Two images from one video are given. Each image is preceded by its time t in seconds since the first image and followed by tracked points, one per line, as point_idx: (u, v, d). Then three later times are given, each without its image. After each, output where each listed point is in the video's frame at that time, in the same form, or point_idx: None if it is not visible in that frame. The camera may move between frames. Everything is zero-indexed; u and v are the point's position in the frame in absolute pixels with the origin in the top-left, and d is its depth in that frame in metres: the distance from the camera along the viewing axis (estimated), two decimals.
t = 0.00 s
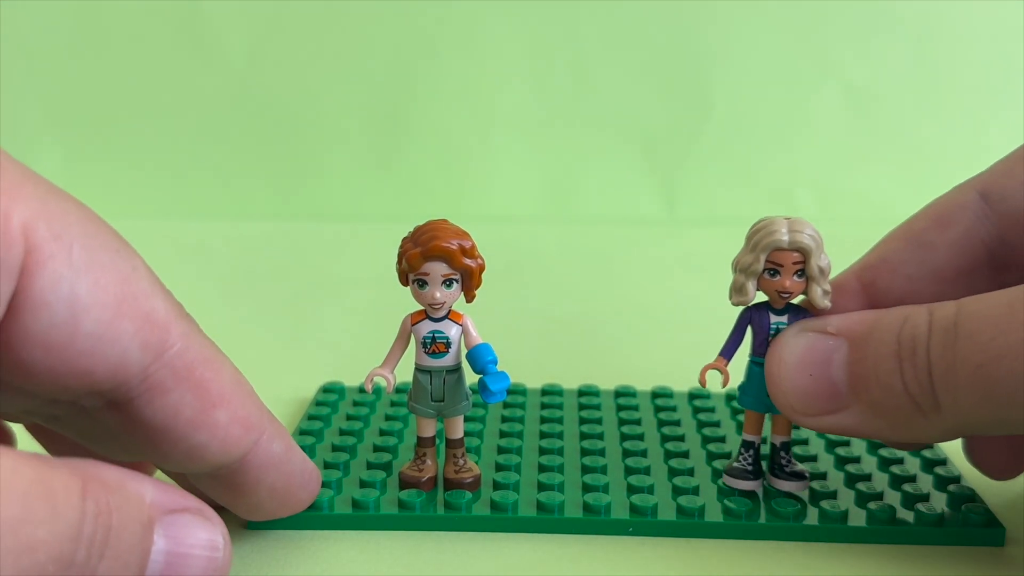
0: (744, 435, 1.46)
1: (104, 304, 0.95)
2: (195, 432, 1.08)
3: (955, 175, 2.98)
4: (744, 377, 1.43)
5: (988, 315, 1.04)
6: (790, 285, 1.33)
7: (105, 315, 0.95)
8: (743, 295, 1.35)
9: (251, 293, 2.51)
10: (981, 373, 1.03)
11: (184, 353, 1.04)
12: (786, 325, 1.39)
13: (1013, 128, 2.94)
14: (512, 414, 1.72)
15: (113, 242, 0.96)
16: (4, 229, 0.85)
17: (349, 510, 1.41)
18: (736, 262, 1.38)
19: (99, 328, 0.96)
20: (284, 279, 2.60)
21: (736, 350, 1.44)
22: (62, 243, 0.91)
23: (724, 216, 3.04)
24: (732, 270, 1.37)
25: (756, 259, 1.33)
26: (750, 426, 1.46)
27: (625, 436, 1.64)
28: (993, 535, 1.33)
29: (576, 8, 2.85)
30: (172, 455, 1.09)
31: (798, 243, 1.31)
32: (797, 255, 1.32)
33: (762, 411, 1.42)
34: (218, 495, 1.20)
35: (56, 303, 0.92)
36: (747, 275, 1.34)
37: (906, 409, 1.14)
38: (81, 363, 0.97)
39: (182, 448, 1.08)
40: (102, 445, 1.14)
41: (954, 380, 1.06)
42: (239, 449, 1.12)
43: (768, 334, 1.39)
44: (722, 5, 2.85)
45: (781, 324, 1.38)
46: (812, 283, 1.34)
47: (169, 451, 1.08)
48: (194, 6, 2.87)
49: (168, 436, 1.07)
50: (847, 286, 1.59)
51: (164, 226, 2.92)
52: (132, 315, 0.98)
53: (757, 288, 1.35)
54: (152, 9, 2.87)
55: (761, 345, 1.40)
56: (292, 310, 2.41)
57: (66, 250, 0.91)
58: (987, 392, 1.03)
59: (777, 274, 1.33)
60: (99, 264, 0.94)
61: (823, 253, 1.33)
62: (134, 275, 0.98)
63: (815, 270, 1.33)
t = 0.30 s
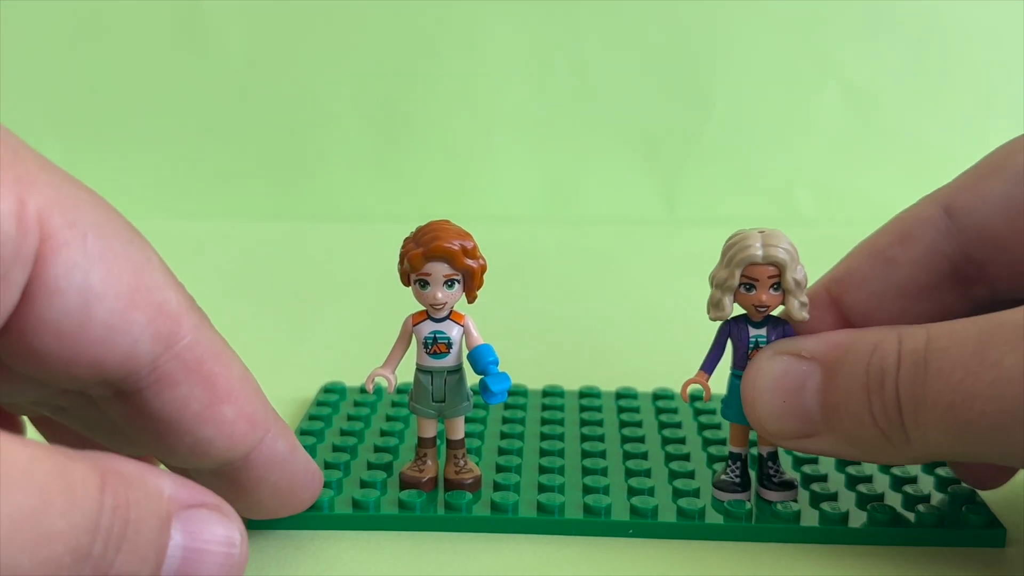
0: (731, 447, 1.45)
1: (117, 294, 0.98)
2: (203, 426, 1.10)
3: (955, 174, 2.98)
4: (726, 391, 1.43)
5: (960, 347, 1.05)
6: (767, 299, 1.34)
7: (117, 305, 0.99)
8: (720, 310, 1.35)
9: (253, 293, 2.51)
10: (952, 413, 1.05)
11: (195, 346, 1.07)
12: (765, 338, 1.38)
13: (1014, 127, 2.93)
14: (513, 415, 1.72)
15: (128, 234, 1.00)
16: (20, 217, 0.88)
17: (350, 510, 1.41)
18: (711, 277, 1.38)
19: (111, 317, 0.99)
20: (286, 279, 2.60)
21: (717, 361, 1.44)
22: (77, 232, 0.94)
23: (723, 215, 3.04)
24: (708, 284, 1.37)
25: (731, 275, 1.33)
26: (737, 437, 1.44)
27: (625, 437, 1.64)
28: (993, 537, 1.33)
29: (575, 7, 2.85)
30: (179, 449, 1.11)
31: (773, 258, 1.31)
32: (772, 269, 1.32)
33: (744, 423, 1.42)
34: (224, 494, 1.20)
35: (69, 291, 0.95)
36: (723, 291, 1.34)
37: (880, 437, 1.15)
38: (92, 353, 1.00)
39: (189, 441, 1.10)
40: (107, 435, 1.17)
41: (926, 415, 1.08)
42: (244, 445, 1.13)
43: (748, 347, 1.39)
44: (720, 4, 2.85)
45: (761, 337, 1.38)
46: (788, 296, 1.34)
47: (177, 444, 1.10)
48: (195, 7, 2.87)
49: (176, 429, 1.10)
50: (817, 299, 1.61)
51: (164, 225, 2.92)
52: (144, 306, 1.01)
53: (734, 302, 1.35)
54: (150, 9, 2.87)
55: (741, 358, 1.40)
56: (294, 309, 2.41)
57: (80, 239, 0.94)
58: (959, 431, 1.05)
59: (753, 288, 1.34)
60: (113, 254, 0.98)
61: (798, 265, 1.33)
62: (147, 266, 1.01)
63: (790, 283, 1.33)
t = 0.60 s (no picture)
0: (732, 449, 1.44)
1: (132, 294, 1.00)
2: (212, 428, 1.11)
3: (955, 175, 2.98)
4: (732, 391, 1.42)
5: (967, 366, 1.05)
6: (781, 303, 1.33)
7: (132, 306, 1.00)
8: (733, 309, 1.36)
9: (254, 293, 2.51)
10: (960, 428, 1.05)
11: (212, 346, 1.08)
12: (775, 341, 1.38)
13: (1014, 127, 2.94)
14: (513, 416, 1.72)
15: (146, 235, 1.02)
16: (41, 213, 0.90)
17: (349, 510, 1.41)
18: (728, 275, 1.38)
19: (126, 318, 1.00)
20: (287, 278, 2.61)
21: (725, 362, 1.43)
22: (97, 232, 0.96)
23: (723, 216, 3.04)
24: (723, 283, 1.37)
25: (748, 275, 1.33)
26: (738, 439, 1.44)
27: (625, 437, 1.64)
28: (993, 537, 1.33)
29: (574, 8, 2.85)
30: (189, 450, 1.12)
31: (790, 262, 1.31)
32: (789, 272, 1.32)
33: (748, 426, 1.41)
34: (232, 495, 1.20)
35: (85, 291, 0.97)
36: (738, 290, 1.34)
37: (888, 451, 1.15)
38: (105, 353, 1.01)
39: (198, 442, 1.11)
40: (118, 435, 1.18)
41: (934, 430, 1.08)
42: (252, 449, 1.13)
43: (757, 350, 1.38)
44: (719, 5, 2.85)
45: (771, 340, 1.38)
46: (803, 301, 1.34)
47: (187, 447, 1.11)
48: (195, 8, 2.88)
49: (186, 430, 1.11)
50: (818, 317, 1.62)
51: (163, 225, 2.92)
52: (159, 308, 1.02)
53: (748, 303, 1.35)
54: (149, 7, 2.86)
55: (750, 359, 1.39)
56: (295, 309, 2.41)
57: (98, 238, 0.96)
58: (968, 447, 1.05)
59: (769, 290, 1.34)
60: (130, 254, 0.99)
61: (816, 271, 1.33)
62: (164, 268, 1.03)
63: (807, 288, 1.33)
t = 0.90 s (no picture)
0: (733, 446, 1.44)
1: (61, 316, 0.96)
2: (169, 449, 1.08)
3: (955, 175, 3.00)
4: (732, 389, 1.42)
5: (974, 408, 1.06)
6: (780, 302, 1.33)
7: (61, 327, 0.96)
8: (732, 310, 1.36)
9: (254, 292, 2.52)
10: (989, 456, 1.05)
11: (151, 371, 1.05)
12: (775, 338, 1.38)
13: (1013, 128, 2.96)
14: (513, 413, 1.72)
15: (73, 251, 0.98)
16: None
17: (350, 508, 1.41)
18: (725, 275, 1.38)
19: (56, 340, 0.97)
20: (286, 278, 2.61)
21: (726, 360, 1.43)
22: (20, 252, 0.91)
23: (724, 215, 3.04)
24: (721, 283, 1.37)
25: (746, 275, 1.33)
26: (738, 436, 1.44)
27: (625, 435, 1.64)
28: (994, 534, 1.33)
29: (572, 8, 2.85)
30: (147, 471, 1.09)
31: (788, 260, 1.31)
32: (787, 271, 1.32)
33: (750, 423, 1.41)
34: (204, 503, 1.19)
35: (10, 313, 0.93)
36: (736, 291, 1.34)
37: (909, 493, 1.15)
38: (39, 377, 0.98)
39: (156, 463, 1.08)
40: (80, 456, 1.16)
41: (964, 463, 1.07)
42: (214, 457, 1.11)
43: (758, 348, 1.38)
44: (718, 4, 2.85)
45: (771, 339, 1.38)
46: (802, 299, 1.34)
47: (144, 466, 1.09)
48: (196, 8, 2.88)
49: (142, 453, 1.07)
50: (832, 348, 1.63)
51: (163, 224, 2.92)
52: (88, 331, 0.99)
53: (746, 303, 1.35)
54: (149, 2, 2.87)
55: (750, 358, 1.39)
56: (295, 309, 2.42)
57: (23, 256, 0.91)
58: (1000, 476, 1.05)
59: (767, 290, 1.34)
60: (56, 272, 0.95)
61: (814, 269, 1.33)
62: (97, 287, 0.99)
63: (805, 286, 1.33)
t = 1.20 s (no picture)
0: (731, 442, 1.44)
1: None
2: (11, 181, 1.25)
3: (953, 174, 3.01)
4: (730, 385, 1.42)
5: None
6: (778, 298, 1.34)
7: None
8: (729, 307, 1.36)
9: (252, 292, 2.52)
10: None
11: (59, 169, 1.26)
12: (772, 335, 1.38)
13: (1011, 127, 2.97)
14: (510, 411, 1.72)
15: None
16: None
17: (349, 506, 1.41)
18: (722, 272, 1.38)
19: None
20: (285, 278, 2.61)
21: (723, 356, 1.43)
22: None
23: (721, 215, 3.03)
24: (718, 280, 1.37)
25: (744, 272, 1.33)
26: (737, 432, 1.44)
27: (623, 432, 1.64)
28: (991, 530, 1.34)
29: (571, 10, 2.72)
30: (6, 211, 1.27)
31: (785, 257, 1.31)
32: (784, 268, 1.32)
33: (749, 419, 1.41)
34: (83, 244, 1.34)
35: None
36: (734, 287, 1.35)
37: None
38: None
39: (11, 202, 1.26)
40: None
41: None
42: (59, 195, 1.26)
43: (755, 344, 1.38)
44: (720, 5, 2.73)
45: (769, 335, 1.38)
46: (799, 295, 1.34)
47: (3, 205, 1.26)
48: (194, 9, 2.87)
49: None
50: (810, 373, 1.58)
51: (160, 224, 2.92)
52: None
53: (744, 300, 1.36)
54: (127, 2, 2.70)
55: (748, 355, 1.39)
56: (294, 309, 2.42)
57: None
58: None
59: (765, 286, 1.34)
60: None
61: (811, 265, 1.33)
62: None
63: (802, 283, 1.33)
